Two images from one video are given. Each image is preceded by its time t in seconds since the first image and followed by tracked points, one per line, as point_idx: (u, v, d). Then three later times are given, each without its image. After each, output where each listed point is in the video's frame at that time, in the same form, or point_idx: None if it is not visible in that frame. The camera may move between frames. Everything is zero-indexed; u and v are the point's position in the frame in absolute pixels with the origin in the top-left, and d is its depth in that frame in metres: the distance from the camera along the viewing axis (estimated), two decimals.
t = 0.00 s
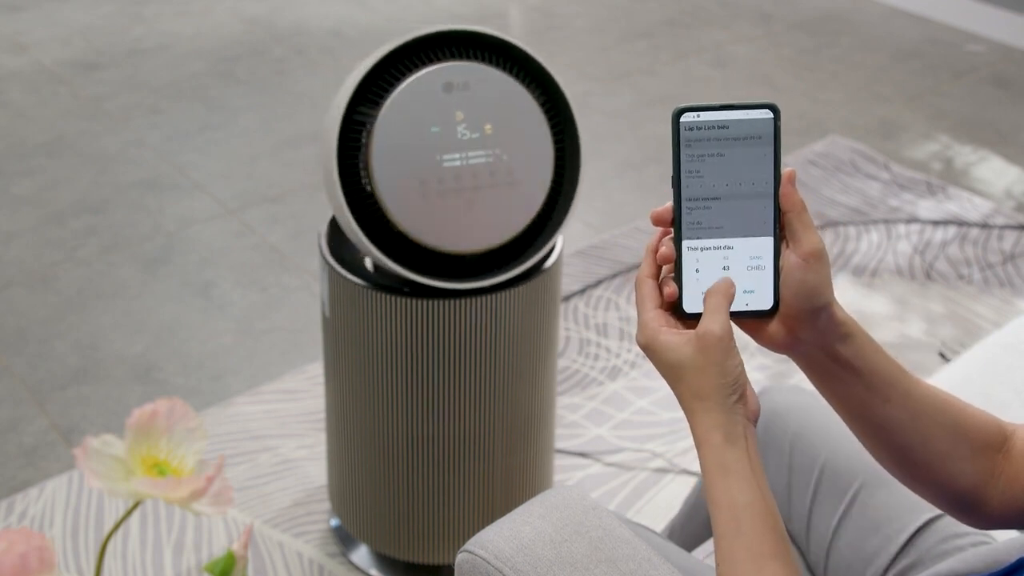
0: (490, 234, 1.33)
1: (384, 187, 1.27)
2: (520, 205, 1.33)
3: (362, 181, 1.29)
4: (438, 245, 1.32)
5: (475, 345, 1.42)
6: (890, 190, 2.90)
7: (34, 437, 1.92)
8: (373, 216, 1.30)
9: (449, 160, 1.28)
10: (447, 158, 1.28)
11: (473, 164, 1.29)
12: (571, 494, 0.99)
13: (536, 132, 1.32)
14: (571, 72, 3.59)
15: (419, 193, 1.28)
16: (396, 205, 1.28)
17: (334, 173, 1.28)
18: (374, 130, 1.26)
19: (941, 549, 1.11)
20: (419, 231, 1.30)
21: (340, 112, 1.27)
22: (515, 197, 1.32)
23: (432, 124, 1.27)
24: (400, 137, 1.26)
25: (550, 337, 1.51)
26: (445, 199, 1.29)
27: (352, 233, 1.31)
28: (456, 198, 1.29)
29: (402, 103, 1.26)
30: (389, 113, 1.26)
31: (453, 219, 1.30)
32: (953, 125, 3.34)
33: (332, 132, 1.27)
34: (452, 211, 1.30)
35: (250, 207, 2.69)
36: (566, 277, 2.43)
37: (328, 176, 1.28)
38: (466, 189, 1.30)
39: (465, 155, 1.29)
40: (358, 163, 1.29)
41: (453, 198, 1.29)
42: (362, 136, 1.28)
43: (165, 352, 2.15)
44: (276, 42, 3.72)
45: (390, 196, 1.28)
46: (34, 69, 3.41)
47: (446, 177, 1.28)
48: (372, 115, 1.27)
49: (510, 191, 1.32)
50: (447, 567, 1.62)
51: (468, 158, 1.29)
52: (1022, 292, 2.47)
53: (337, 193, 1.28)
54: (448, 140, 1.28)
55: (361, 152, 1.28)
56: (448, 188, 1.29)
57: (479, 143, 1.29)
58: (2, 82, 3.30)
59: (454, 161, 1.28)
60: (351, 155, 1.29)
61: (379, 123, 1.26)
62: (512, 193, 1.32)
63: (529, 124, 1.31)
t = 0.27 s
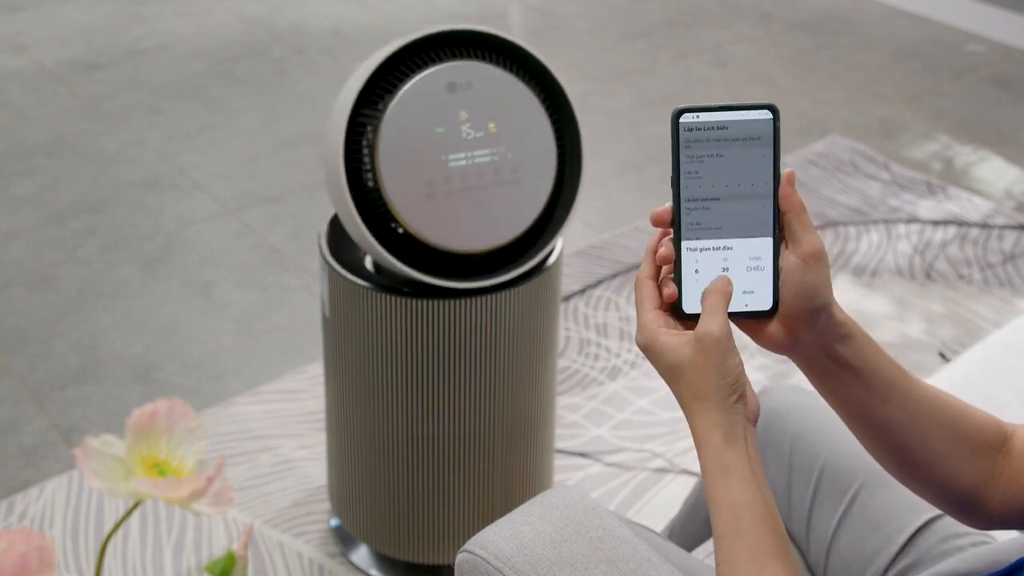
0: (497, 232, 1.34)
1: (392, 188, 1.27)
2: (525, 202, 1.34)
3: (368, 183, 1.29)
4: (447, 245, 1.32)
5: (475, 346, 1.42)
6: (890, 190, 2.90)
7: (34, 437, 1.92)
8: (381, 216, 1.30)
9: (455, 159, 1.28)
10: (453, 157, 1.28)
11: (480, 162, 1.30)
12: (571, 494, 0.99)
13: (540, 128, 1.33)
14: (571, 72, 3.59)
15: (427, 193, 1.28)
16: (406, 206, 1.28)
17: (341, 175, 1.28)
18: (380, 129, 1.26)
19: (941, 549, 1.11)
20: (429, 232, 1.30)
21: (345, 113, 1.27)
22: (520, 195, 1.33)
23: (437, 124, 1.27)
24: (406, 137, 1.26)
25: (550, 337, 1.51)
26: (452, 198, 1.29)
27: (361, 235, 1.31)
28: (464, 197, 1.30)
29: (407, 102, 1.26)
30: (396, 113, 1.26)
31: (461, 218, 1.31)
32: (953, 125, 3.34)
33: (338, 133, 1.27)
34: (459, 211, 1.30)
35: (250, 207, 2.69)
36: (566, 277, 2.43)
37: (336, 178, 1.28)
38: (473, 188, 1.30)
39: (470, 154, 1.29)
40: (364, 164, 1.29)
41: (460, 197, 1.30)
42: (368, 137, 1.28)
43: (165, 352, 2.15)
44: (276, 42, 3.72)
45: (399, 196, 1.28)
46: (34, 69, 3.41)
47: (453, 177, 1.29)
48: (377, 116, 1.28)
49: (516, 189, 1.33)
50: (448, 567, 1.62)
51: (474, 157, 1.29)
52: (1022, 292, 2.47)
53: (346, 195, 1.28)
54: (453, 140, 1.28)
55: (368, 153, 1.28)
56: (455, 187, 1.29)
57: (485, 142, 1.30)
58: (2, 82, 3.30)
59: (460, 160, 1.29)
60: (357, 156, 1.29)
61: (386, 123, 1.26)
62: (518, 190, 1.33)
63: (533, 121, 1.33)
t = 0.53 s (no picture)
0: (504, 231, 1.35)
1: (400, 188, 1.28)
2: (530, 198, 1.36)
3: (374, 185, 1.30)
4: (454, 245, 1.33)
5: (475, 347, 1.42)
6: (890, 190, 2.90)
7: (34, 437, 1.92)
8: (388, 217, 1.31)
9: (460, 159, 1.30)
10: (458, 157, 1.30)
11: (485, 161, 1.31)
12: (571, 494, 0.99)
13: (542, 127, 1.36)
14: (571, 72, 3.59)
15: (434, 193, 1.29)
16: (414, 206, 1.29)
17: (348, 176, 1.28)
18: (388, 130, 1.27)
19: (941, 549, 1.11)
20: (437, 231, 1.31)
21: (351, 114, 1.27)
22: (525, 191, 1.35)
23: (442, 124, 1.29)
24: (412, 138, 1.28)
25: (550, 337, 1.51)
26: (459, 197, 1.31)
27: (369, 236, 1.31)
28: (470, 196, 1.31)
29: (414, 102, 1.27)
30: (401, 114, 1.27)
31: (469, 218, 1.32)
32: (953, 125, 3.34)
33: (344, 134, 1.27)
34: (466, 209, 1.31)
35: (250, 207, 2.69)
36: (566, 277, 2.43)
37: (342, 180, 1.28)
38: (479, 187, 1.32)
39: (475, 153, 1.31)
40: (369, 166, 1.29)
41: (466, 196, 1.31)
42: (374, 138, 1.29)
43: (165, 352, 2.15)
44: (276, 42, 3.72)
45: (407, 197, 1.28)
46: (34, 69, 3.41)
47: (458, 176, 1.30)
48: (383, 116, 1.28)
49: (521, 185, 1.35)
50: (447, 567, 1.62)
51: (478, 155, 1.31)
52: (1022, 292, 2.47)
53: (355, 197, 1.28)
54: (457, 140, 1.30)
55: (374, 154, 1.29)
56: (461, 187, 1.31)
57: (489, 141, 1.32)
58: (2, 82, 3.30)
59: (465, 160, 1.30)
60: (361, 158, 1.29)
61: (391, 124, 1.27)
62: (523, 187, 1.35)
63: (536, 119, 1.35)
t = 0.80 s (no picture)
0: (511, 228, 1.36)
1: (408, 190, 1.29)
2: (535, 195, 1.37)
3: (381, 187, 1.30)
4: (463, 244, 1.34)
5: (475, 347, 1.42)
6: (890, 190, 2.90)
7: (34, 437, 1.92)
8: (396, 220, 1.31)
9: (466, 158, 1.31)
10: (464, 157, 1.31)
11: (490, 159, 1.33)
12: (571, 494, 0.99)
13: (545, 123, 1.37)
14: (571, 72, 3.59)
15: (442, 193, 1.30)
16: (422, 207, 1.30)
17: (357, 180, 1.28)
18: (394, 132, 1.27)
19: (941, 549, 1.11)
20: (447, 231, 1.32)
21: (358, 117, 1.27)
22: (530, 189, 1.37)
23: (447, 125, 1.30)
24: (419, 139, 1.28)
25: (550, 337, 1.51)
26: (466, 197, 1.32)
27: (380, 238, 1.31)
28: (477, 195, 1.33)
29: (419, 104, 1.28)
30: (407, 116, 1.28)
31: (476, 217, 1.33)
32: (953, 125, 3.34)
33: (351, 138, 1.27)
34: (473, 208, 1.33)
35: (250, 207, 2.69)
36: (566, 277, 2.43)
37: (351, 185, 1.28)
38: (485, 186, 1.33)
39: (480, 152, 1.32)
40: (376, 168, 1.29)
41: (474, 195, 1.32)
42: (380, 141, 1.29)
43: (165, 352, 2.15)
44: (276, 42, 3.72)
45: (416, 198, 1.29)
46: (34, 69, 3.41)
47: (465, 176, 1.31)
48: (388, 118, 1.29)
49: (526, 182, 1.36)
50: (447, 567, 1.62)
51: (483, 154, 1.32)
52: (1022, 292, 2.47)
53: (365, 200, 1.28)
54: (463, 140, 1.31)
55: (381, 157, 1.29)
56: (468, 186, 1.32)
57: (494, 139, 1.33)
58: (2, 82, 3.30)
59: (471, 159, 1.31)
60: (367, 160, 1.29)
61: (399, 126, 1.27)
62: (528, 184, 1.36)
63: (538, 117, 1.36)
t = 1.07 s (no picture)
0: (517, 225, 1.38)
1: (416, 191, 1.29)
2: (537, 193, 1.39)
3: (388, 189, 1.30)
4: (471, 243, 1.35)
5: (475, 347, 1.42)
6: (890, 190, 2.90)
7: (34, 437, 1.92)
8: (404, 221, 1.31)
9: (471, 158, 1.32)
10: (469, 156, 1.32)
11: (494, 158, 1.34)
12: (571, 494, 0.99)
13: (545, 121, 1.39)
14: (571, 72, 3.59)
15: (449, 193, 1.31)
16: (431, 208, 1.30)
17: (366, 183, 1.27)
18: (401, 133, 1.28)
19: (941, 549, 1.11)
20: (456, 231, 1.33)
21: (364, 120, 1.27)
22: (532, 186, 1.38)
23: (452, 125, 1.31)
24: (424, 140, 1.29)
25: (550, 337, 1.51)
26: (472, 196, 1.33)
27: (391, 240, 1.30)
28: (483, 194, 1.34)
29: (425, 105, 1.29)
30: (413, 119, 1.28)
31: (484, 216, 1.34)
32: (953, 125, 3.34)
33: (358, 140, 1.27)
34: (479, 207, 1.34)
35: (250, 207, 2.69)
36: (566, 277, 2.43)
37: (360, 187, 1.28)
38: (491, 184, 1.34)
39: (484, 152, 1.33)
40: (382, 170, 1.29)
41: (479, 194, 1.34)
42: (385, 143, 1.29)
43: (165, 352, 2.15)
44: (276, 42, 3.72)
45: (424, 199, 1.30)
46: (34, 69, 3.41)
47: (471, 175, 1.33)
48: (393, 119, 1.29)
49: (528, 180, 1.38)
50: (447, 567, 1.62)
51: (487, 153, 1.34)
52: (1022, 292, 2.47)
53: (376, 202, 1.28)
54: (467, 140, 1.32)
55: (386, 158, 1.29)
56: (474, 185, 1.33)
57: (497, 138, 1.34)
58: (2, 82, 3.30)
59: (475, 159, 1.33)
60: (372, 162, 1.29)
61: (405, 129, 1.28)
62: (531, 182, 1.38)
63: (539, 115, 1.38)
